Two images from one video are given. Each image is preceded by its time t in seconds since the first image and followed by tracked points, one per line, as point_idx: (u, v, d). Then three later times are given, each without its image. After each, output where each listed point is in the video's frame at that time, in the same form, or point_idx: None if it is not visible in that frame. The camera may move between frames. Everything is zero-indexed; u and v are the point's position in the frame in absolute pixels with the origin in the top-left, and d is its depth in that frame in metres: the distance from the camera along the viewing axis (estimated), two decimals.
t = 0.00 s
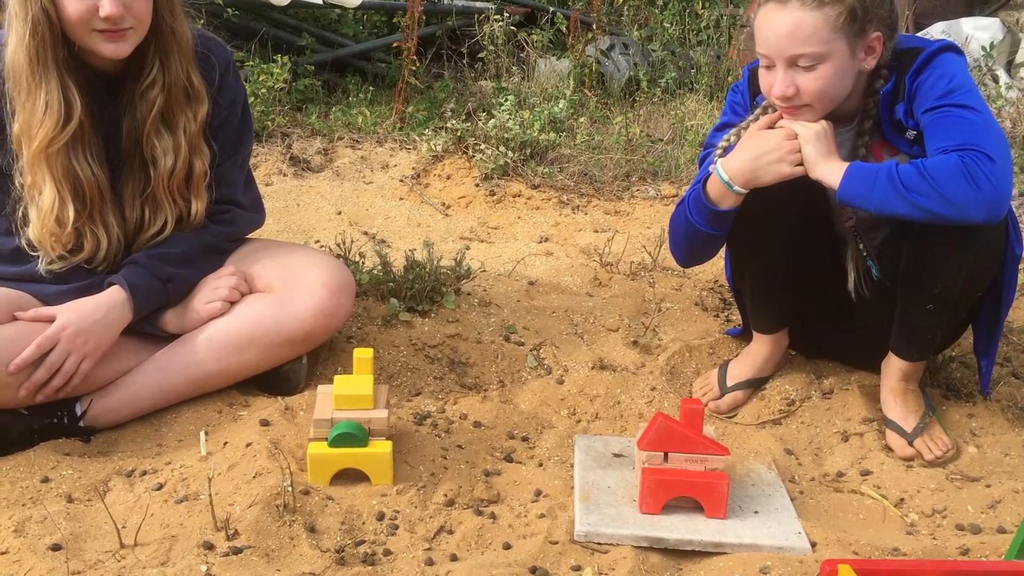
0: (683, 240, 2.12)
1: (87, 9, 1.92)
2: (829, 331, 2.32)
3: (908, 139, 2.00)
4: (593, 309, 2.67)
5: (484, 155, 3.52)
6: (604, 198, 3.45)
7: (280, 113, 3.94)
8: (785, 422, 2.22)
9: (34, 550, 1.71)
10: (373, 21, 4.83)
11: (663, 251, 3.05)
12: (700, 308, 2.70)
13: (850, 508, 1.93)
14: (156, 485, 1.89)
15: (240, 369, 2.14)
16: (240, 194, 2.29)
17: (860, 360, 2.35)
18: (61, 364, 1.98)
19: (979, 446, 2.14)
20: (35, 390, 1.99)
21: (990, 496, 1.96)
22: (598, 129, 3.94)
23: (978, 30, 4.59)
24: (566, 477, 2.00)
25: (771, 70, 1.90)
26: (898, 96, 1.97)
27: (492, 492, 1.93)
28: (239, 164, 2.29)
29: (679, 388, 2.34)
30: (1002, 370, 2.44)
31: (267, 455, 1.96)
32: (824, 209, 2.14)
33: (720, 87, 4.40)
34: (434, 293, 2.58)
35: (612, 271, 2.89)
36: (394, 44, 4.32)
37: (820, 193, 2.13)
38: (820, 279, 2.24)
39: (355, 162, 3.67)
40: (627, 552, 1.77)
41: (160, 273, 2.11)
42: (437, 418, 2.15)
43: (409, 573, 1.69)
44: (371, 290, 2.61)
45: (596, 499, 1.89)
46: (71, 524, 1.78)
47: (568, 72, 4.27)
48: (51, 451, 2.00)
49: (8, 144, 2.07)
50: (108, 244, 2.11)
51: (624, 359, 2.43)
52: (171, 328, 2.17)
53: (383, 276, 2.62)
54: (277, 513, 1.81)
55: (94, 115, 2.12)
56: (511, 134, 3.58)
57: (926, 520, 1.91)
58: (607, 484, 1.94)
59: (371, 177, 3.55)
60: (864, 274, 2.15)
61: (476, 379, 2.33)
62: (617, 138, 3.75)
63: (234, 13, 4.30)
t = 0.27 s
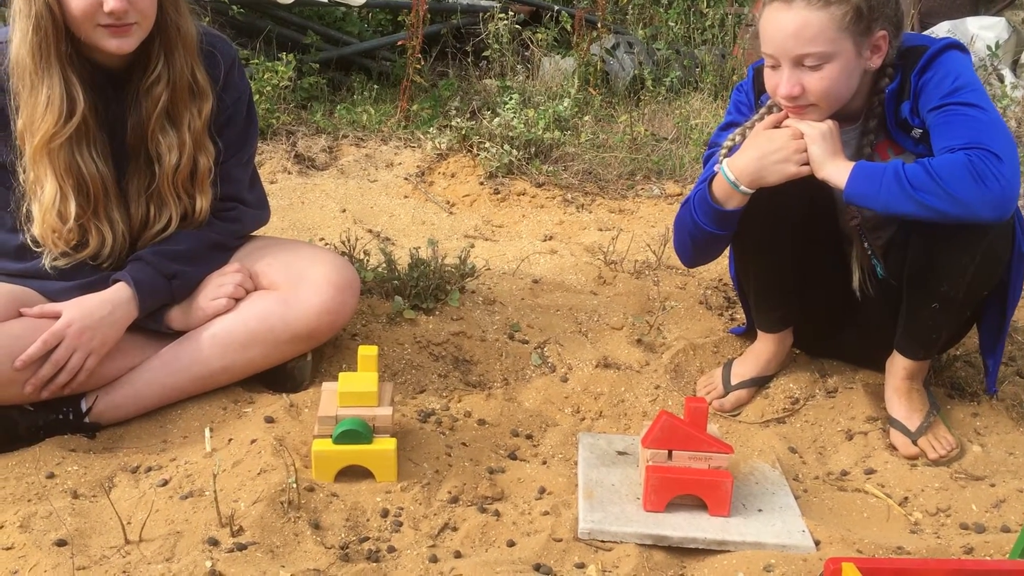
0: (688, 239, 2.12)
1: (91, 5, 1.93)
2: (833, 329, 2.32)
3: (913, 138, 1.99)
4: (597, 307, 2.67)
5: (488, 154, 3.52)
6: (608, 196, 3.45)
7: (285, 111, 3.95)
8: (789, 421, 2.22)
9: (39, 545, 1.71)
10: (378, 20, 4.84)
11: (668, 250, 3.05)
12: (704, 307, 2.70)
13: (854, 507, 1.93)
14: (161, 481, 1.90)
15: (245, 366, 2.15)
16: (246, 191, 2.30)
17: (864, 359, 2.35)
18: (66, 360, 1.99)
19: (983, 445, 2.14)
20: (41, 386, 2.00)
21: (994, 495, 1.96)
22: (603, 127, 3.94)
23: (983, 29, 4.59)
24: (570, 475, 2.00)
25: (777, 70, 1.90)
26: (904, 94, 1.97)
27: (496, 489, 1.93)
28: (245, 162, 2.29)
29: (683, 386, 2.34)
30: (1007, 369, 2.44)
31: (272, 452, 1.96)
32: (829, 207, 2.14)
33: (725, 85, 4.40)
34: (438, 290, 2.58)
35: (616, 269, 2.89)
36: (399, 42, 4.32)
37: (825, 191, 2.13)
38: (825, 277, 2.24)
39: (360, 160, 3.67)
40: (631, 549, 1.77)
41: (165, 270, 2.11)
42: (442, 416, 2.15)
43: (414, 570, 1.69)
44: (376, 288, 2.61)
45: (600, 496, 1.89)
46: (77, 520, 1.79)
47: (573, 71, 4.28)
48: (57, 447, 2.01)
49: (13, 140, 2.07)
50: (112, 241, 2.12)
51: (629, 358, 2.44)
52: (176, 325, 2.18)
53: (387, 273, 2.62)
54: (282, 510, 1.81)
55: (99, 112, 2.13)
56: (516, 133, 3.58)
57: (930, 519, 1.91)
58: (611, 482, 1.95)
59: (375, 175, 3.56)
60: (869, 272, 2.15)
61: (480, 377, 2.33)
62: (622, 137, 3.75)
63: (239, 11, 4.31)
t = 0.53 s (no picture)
0: (692, 244, 2.12)
1: (96, 9, 1.93)
2: (836, 334, 2.32)
3: (917, 143, 1.99)
4: (600, 311, 2.67)
5: (491, 157, 3.53)
6: (611, 200, 3.45)
7: (288, 114, 3.95)
8: (792, 426, 2.22)
9: (42, 548, 1.71)
10: (381, 22, 4.84)
11: (670, 254, 3.05)
12: (707, 311, 2.70)
13: (857, 512, 1.93)
14: (163, 485, 1.90)
15: (247, 370, 2.15)
16: (249, 195, 2.30)
17: (867, 364, 2.35)
18: (69, 363, 1.99)
19: (986, 450, 2.14)
20: (44, 389, 2.00)
21: (997, 501, 1.96)
22: (606, 131, 3.94)
23: (986, 34, 4.59)
24: (572, 480, 2.00)
25: (781, 75, 1.89)
26: (908, 99, 1.97)
27: (499, 493, 1.93)
28: (248, 166, 2.29)
29: (686, 391, 2.34)
30: (1010, 374, 2.44)
31: (274, 455, 1.96)
32: (833, 213, 2.14)
33: (727, 89, 4.41)
34: (441, 294, 2.58)
35: (619, 273, 2.89)
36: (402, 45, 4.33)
37: (829, 196, 2.12)
38: (828, 282, 2.24)
39: (362, 163, 3.67)
40: (633, 554, 1.77)
41: (168, 274, 2.12)
42: (444, 420, 2.15)
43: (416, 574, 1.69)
44: (379, 292, 2.61)
45: (603, 501, 1.89)
46: (79, 523, 1.79)
47: (575, 74, 4.28)
48: (60, 451, 2.01)
49: (17, 143, 2.07)
50: (116, 244, 2.12)
51: (631, 362, 2.44)
52: (179, 328, 2.18)
53: (390, 277, 2.62)
54: (284, 514, 1.81)
55: (103, 116, 2.13)
56: (518, 136, 3.58)
57: (933, 525, 1.91)
58: (613, 486, 1.95)
59: (378, 178, 3.56)
60: (872, 278, 2.15)
61: (483, 381, 2.33)
62: (624, 141, 3.76)
63: (242, 14, 4.32)
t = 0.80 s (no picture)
0: (692, 248, 2.12)
1: (98, 13, 1.94)
2: (835, 338, 2.32)
3: (916, 147, 2.00)
4: (600, 315, 2.68)
5: (492, 161, 3.53)
6: (611, 204, 3.45)
7: (289, 118, 3.96)
8: (792, 429, 2.22)
9: (44, 552, 1.72)
10: (382, 26, 4.85)
11: (671, 257, 3.06)
12: (707, 315, 2.70)
13: (857, 516, 1.93)
14: (165, 489, 1.90)
15: (248, 374, 2.15)
16: (250, 199, 2.30)
17: (867, 368, 2.35)
18: (71, 367, 1.99)
19: (986, 454, 2.14)
20: (45, 393, 2.01)
21: (997, 505, 1.96)
22: (606, 135, 3.94)
23: (986, 38, 4.60)
24: (573, 483, 2.00)
25: (781, 79, 1.90)
26: (907, 104, 1.98)
27: (499, 497, 1.93)
28: (250, 170, 2.29)
29: (686, 395, 2.35)
30: (1010, 378, 2.44)
31: (276, 459, 1.97)
32: (832, 217, 2.14)
33: (728, 93, 4.41)
34: (442, 298, 2.59)
35: (619, 277, 2.89)
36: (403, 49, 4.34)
37: (828, 201, 2.13)
38: (827, 286, 2.24)
39: (363, 166, 3.68)
40: (634, 558, 1.78)
41: (169, 278, 2.12)
42: (445, 423, 2.16)
43: None
44: (379, 295, 2.62)
45: (603, 505, 1.90)
46: (81, 527, 1.79)
47: (576, 78, 4.28)
48: (61, 454, 2.01)
49: (19, 147, 2.08)
50: (118, 248, 2.12)
51: (632, 366, 2.44)
52: (180, 332, 2.18)
53: (391, 281, 2.63)
54: (285, 517, 1.81)
55: (105, 120, 2.14)
56: (519, 140, 3.59)
57: (933, 528, 1.91)
58: (614, 490, 1.95)
59: (379, 182, 3.56)
60: (871, 282, 2.16)
61: (483, 385, 2.34)
62: (624, 144, 3.76)
63: (243, 18, 4.33)
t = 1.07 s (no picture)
0: (688, 247, 2.13)
1: (94, 14, 1.94)
2: (831, 337, 2.33)
3: (911, 146, 2.00)
4: (597, 315, 2.68)
5: (489, 161, 3.54)
6: (608, 203, 3.46)
7: (286, 118, 3.96)
8: (788, 428, 2.23)
9: (41, 552, 1.72)
10: (380, 27, 4.86)
11: (668, 257, 3.06)
12: (704, 314, 2.71)
13: (852, 514, 1.94)
14: (162, 489, 1.91)
15: (245, 374, 2.16)
16: (248, 199, 2.31)
17: (863, 367, 2.36)
18: (68, 367, 2.00)
19: (981, 453, 2.15)
20: (43, 393, 2.01)
21: (992, 503, 1.97)
22: (603, 135, 3.95)
23: (982, 37, 4.61)
24: (569, 483, 2.00)
25: (776, 78, 1.91)
26: (901, 103, 1.98)
27: (496, 496, 1.94)
28: (247, 170, 2.30)
29: (683, 394, 2.35)
30: (1006, 377, 2.45)
31: (273, 459, 1.97)
32: (827, 216, 2.15)
33: (725, 93, 4.42)
34: (439, 298, 2.59)
35: (616, 276, 2.90)
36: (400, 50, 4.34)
37: (823, 200, 2.13)
38: (823, 285, 2.25)
39: (361, 167, 3.69)
40: (630, 557, 1.78)
41: (167, 278, 2.12)
42: (442, 423, 2.16)
43: None
44: (377, 295, 2.62)
45: (600, 504, 1.90)
46: (78, 527, 1.80)
47: (573, 78, 4.29)
48: (59, 454, 2.02)
49: (16, 147, 2.08)
50: (115, 248, 2.13)
51: (628, 365, 2.45)
52: (177, 332, 2.19)
53: (388, 281, 2.63)
54: (282, 517, 1.82)
55: (102, 120, 2.14)
56: (516, 140, 3.60)
57: (929, 527, 1.92)
58: (610, 489, 1.95)
59: (376, 182, 3.57)
60: (866, 281, 2.17)
61: (480, 384, 2.34)
62: (622, 144, 3.77)
63: (241, 19, 4.33)
